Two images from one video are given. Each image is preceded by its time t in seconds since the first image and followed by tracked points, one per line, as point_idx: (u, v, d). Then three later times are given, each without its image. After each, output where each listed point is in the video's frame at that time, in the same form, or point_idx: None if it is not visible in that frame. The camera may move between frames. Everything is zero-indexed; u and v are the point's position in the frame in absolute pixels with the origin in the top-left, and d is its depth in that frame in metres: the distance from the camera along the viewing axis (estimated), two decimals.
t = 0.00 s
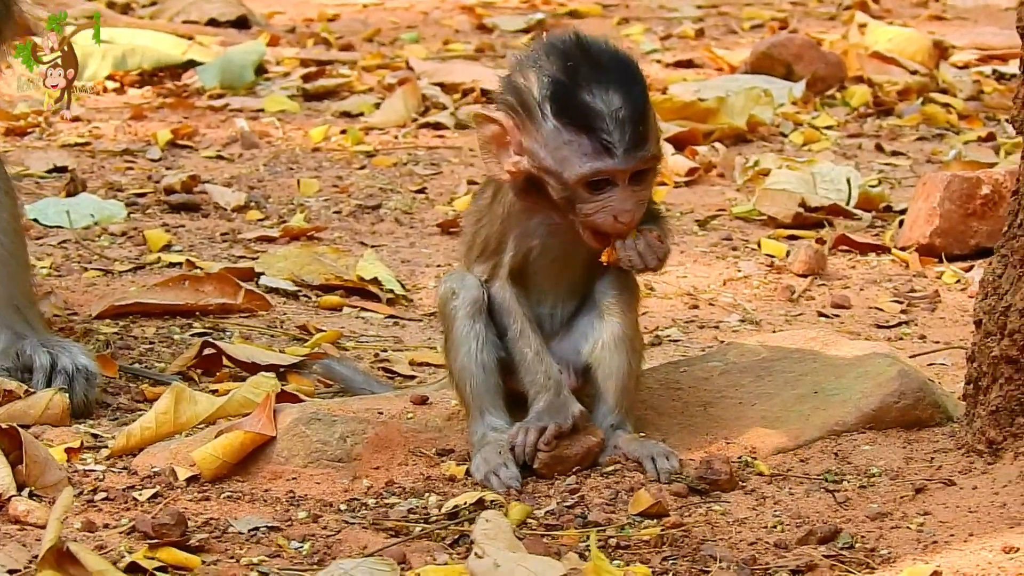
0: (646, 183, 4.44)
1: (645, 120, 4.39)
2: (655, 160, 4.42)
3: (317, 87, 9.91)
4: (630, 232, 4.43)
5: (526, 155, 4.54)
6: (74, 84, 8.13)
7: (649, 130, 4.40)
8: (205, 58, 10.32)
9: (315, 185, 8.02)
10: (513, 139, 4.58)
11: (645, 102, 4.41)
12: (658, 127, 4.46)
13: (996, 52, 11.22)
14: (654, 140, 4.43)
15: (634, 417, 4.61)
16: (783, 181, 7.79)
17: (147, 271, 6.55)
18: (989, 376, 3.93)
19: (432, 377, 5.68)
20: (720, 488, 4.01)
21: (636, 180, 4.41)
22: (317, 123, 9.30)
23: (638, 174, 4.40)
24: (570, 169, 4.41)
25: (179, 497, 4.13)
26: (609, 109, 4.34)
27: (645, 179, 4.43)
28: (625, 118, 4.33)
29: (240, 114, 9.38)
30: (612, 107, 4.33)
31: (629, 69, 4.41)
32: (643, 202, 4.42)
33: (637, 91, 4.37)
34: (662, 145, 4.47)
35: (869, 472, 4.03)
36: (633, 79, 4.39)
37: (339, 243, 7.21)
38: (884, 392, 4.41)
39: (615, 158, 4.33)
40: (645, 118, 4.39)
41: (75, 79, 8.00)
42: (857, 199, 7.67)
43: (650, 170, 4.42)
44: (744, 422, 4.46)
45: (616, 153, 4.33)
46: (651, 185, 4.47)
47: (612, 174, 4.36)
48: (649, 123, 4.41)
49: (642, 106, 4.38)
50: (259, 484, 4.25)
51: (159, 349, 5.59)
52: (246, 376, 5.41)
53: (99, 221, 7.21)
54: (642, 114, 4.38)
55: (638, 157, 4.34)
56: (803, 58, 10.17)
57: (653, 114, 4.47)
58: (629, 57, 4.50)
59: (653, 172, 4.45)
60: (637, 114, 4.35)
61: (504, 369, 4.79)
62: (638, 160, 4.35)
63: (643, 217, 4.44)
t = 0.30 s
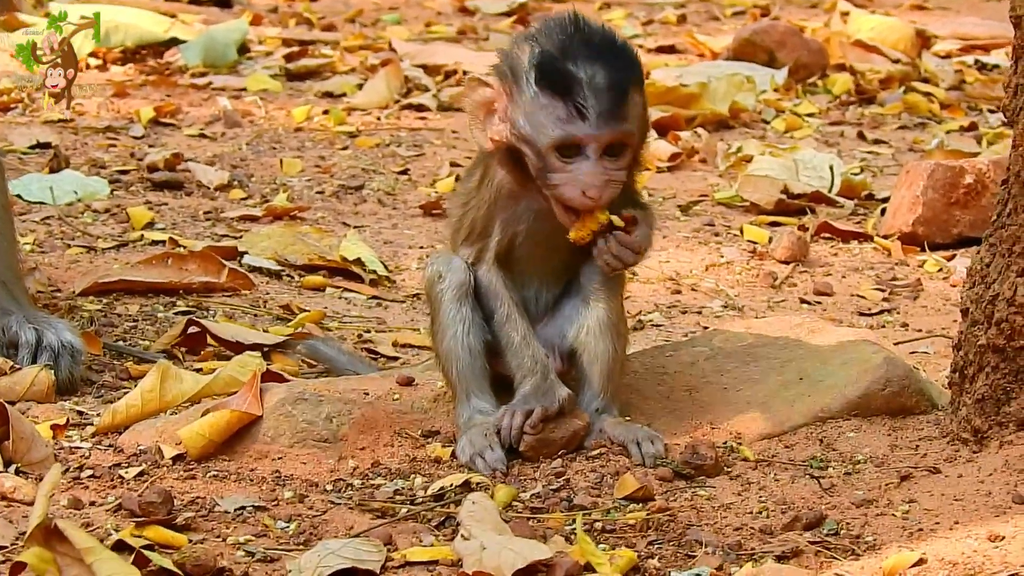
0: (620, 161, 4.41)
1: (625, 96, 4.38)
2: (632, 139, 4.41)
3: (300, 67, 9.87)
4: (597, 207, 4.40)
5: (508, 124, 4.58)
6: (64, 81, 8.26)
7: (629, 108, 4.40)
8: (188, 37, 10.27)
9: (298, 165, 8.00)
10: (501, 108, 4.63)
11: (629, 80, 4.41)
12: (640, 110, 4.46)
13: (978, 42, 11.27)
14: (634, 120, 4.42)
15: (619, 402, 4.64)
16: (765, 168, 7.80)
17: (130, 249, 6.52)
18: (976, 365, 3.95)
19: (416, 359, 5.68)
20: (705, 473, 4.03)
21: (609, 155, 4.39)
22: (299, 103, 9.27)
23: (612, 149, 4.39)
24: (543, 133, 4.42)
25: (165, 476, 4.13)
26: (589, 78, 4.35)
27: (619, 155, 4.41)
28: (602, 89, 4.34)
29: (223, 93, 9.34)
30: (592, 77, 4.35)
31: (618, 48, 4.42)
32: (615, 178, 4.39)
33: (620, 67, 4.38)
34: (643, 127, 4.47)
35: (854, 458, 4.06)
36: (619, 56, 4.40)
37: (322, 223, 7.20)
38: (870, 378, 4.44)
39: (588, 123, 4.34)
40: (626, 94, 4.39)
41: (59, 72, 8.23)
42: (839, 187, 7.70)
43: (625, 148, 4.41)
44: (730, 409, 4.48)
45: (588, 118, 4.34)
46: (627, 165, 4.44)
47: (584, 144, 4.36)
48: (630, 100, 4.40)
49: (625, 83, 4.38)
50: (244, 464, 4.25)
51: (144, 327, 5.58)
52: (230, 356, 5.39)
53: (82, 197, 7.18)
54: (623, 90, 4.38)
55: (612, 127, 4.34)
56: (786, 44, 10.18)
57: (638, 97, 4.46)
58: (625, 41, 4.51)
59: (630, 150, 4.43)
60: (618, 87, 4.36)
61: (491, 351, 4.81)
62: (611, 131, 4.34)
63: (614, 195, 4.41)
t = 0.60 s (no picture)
0: (501, 115, 4.51)
1: (505, 50, 4.53)
2: (509, 91, 4.52)
3: (220, 50, 9.72)
4: (474, 155, 4.48)
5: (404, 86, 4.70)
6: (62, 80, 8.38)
7: (508, 61, 4.53)
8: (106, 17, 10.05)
9: (216, 149, 7.88)
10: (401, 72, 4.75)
11: (512, 38, 4.56)
12: (526, 72, 4.57)
13: (898, 27, 11.39)
14: (515, 76, 4.54)
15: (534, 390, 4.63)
16: (683, 155, 7.82)
17: (47, 234, 6.37)
18: (893, 355, 4.00)
19: (333, 347, 5.62)
20: (623, 463, 4.02)
21: (488, 106, 4.50)
22: (218, 86, 9.13)
23: (491, 100, 4.50)
24: (423, 81, 4.56)
25: (79, 469, 4.03)
26: (468, 29, 4.50)
27: (496, 106, 4.51)
28: (481, 40, 4.50)
29: (141, 76, 9.16)
30: (471, 29, 4.50)
31: (504, 7, 4.58)
32: (493, 129, 4.48)
33: (503, 24, 4.54)
34: (525, 85, 4.58)
35: (773, 449, 4.08)
36: (504, 14, 4.56)
37: (241, 208, 7.10)
38: (788, 368, 4.46)
39: (462, 67, 4.49)
40: (505, 50, 4.53)
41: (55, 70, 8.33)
42: (757, 173, 7.75)
43: (504, 101, 4.52)
44: (648, 398, 4.49)
45: (462, 62, 4.49)
46: (508, 121, 4.53)
47: (461, 92, 4.48)
48: (510, 56, 4.54)
49: (507, 38, 4.54)
50: (160, 456, 4.17)
51: (60, 315, 5.43)
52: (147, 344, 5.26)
53: None
54: (503, 44, 4.53)
55: (486, 73, 4.48)
56: (707, 29, 10.19)
57: (525, 56, 4.58)
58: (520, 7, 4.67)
59: (511, 105, 4.53)
60: (497, 42, 4.52)
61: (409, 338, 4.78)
62: (485, 79, 4.47)
63: (492, 146, 4.48)
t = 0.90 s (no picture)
0: (489, 116, 4.51)
1: (491, 52, 4.54)
2: (497, 91, 4.52)
3: (211, 67, 9.73)
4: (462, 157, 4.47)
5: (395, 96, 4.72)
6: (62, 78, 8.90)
7: (496, 63, 4.54)
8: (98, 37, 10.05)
9: (210, 166, 7.89)
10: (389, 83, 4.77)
11: (498, 41, 4.57)
12: (514, 73, 4.58)
13: (887, 31, 11.43)
14: (503, 77, 4.54)
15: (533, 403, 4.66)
16: (676, 162, 7.82)
17: (45, 254, 6.38)
18: (891, 361, 3.99)
19: (331, 360, 5.64)
20: (622, 473, 4.04)
21: (476, 107, 4.50)
22: (210, 103, 9.14)
23: (479, 102, 4.50)
24: (410, 86, 4.58)
25: (82, 486, 4.04)
26: (453, 33, 4.52)
27: (485, 107, 4.51)
28: (466, 42, 4.51)
29: (134, 95, 9.18)
30: (457, 34, 4.52)
31: (488, 11, 4.61)
32: (482, 130, 4.48)
33: (489, 26, 4.55)
34: (514, 85, 4.58)
35: (771, 456, 4.09)
36: (488, 17, 4.58)
37: (236, 225, 7.11)
38: (784, 376, 4.47)
39: (448, 71, 4.49)
40: (492, 52, 4.55)
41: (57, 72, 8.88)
42: (751, 179, 7.76)
43: (492, 101, 4.52)
44: (645, 409, 4.50)
45: (448, 66, 4.50)
46: (496, 122, 4.53)
47: (449, 94, 4.48)
48: (497, 58, 4.55)
49: (493, 41, 4.56)
50: (161, 472, 4.18)
51: (59, 334, 5.43)
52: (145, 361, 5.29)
53: None
54: (489, 47, 4.55)
55: (473, 75, 4.48)
56: (695, 36, 10.23)
57: (511, 59, 4.59)
58: (504, 12, 4.70)
59: (499, 106, 4.53)
60: (483, 44, 4.53)
61: (406, 352, 4.80)
62: (472, 80, 4.48)
63: (481, 147, 4.48)
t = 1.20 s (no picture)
0: (453, 129, 4.45)
1: (467, 65, 4.47)
2: (462, 108, 4.44)
3: (245, 93, 9.82)
4: (422, 170, 4.42)
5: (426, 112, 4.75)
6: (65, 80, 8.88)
7: (471, 80, 4.46)
8: (133, 65, 10.16)
9: (243, 191, 7.95)
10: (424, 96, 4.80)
11: (479, 54, 4.49)
12: (502, 92, 4.49)
13: (922, 52, 11.38)
14: (471, 91, 4.45)
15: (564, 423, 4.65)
16: (708, 184, 7.82)
17: (78, 279, 6.44)
18: (918, 379, 3.98)
19: (362, 383, 5.65)
20: (650, 492, 4.02)
21: (442, 121, 4.46)
22: (244, 129, 9.22)
23: (445, 115, 4.45)
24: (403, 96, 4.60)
25: (111, 507, 4.06)
26: (431, 44, 4.49)
27: (450, 122, 4.45)
28: (439, 52, 4.46)
29: (169, 121, 9.26)
30: (438, 47, 4.47)
31: (479, 24, 4.53)
32: (443, 144, 4.43)
33: (467, 39, 4.47)
34: (496, 105, 4.48)
35: (799, 475, 4.07)
36: (475, 30, 4.51)
37: (268, 249, 7.15)
38: (813, 395, 4.45)
39: (418, 84, 4.46)
40: (468, 66, 4.47)
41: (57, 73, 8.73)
42: (783, 201, 7.73)
43: (456, 118, 4.45)
44: (673, 428, 4.49)
45: (421, 79, 4.46)
46: (462, 136, 4.46)
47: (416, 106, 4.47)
48: (475, 75, 4.47)
49: (474, 58, 4.47)
50: (190, 493, 4.20)
51: (90, 358, 5.48)
52: (176, 384, 5.31)
53: (29, 229, 7.07)
54: (466, 60, 4.48)
55: (434, 90, 4.43)
56: (729, 59, 10.22)
57: (495, 73, 4.49)
58: (528, 28, 4.61)
59: (464, 120, 4.45)
60: (459, 57, 4.46)
61: (438, 373, 4.78)
62: (435, 92, 4.43)
63: (440, 161, 4.42)
